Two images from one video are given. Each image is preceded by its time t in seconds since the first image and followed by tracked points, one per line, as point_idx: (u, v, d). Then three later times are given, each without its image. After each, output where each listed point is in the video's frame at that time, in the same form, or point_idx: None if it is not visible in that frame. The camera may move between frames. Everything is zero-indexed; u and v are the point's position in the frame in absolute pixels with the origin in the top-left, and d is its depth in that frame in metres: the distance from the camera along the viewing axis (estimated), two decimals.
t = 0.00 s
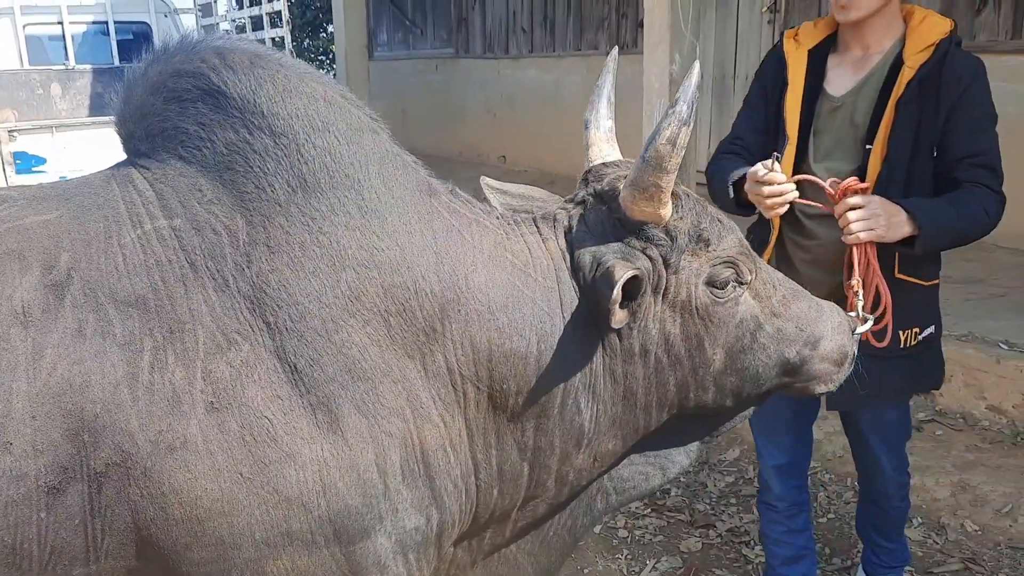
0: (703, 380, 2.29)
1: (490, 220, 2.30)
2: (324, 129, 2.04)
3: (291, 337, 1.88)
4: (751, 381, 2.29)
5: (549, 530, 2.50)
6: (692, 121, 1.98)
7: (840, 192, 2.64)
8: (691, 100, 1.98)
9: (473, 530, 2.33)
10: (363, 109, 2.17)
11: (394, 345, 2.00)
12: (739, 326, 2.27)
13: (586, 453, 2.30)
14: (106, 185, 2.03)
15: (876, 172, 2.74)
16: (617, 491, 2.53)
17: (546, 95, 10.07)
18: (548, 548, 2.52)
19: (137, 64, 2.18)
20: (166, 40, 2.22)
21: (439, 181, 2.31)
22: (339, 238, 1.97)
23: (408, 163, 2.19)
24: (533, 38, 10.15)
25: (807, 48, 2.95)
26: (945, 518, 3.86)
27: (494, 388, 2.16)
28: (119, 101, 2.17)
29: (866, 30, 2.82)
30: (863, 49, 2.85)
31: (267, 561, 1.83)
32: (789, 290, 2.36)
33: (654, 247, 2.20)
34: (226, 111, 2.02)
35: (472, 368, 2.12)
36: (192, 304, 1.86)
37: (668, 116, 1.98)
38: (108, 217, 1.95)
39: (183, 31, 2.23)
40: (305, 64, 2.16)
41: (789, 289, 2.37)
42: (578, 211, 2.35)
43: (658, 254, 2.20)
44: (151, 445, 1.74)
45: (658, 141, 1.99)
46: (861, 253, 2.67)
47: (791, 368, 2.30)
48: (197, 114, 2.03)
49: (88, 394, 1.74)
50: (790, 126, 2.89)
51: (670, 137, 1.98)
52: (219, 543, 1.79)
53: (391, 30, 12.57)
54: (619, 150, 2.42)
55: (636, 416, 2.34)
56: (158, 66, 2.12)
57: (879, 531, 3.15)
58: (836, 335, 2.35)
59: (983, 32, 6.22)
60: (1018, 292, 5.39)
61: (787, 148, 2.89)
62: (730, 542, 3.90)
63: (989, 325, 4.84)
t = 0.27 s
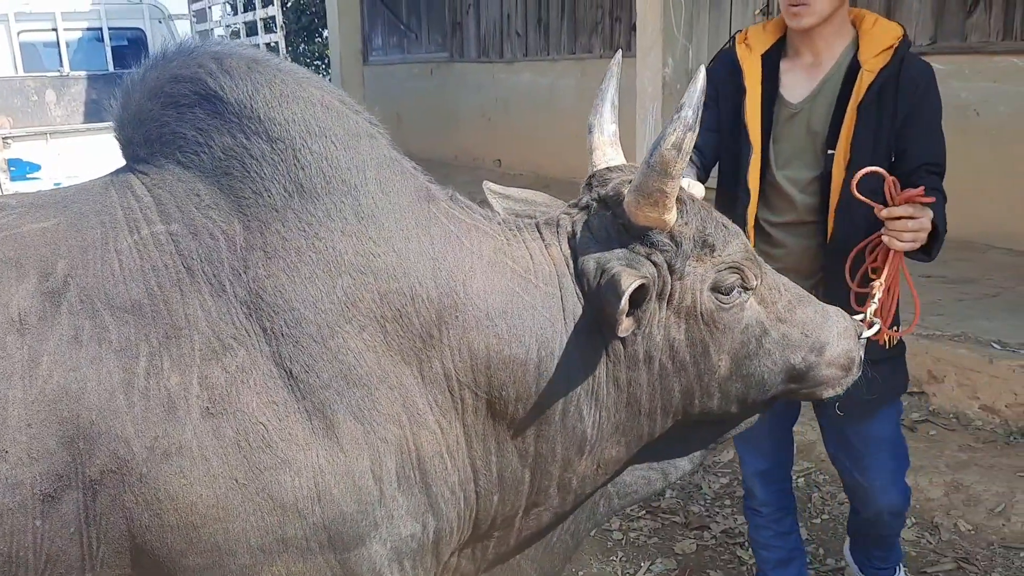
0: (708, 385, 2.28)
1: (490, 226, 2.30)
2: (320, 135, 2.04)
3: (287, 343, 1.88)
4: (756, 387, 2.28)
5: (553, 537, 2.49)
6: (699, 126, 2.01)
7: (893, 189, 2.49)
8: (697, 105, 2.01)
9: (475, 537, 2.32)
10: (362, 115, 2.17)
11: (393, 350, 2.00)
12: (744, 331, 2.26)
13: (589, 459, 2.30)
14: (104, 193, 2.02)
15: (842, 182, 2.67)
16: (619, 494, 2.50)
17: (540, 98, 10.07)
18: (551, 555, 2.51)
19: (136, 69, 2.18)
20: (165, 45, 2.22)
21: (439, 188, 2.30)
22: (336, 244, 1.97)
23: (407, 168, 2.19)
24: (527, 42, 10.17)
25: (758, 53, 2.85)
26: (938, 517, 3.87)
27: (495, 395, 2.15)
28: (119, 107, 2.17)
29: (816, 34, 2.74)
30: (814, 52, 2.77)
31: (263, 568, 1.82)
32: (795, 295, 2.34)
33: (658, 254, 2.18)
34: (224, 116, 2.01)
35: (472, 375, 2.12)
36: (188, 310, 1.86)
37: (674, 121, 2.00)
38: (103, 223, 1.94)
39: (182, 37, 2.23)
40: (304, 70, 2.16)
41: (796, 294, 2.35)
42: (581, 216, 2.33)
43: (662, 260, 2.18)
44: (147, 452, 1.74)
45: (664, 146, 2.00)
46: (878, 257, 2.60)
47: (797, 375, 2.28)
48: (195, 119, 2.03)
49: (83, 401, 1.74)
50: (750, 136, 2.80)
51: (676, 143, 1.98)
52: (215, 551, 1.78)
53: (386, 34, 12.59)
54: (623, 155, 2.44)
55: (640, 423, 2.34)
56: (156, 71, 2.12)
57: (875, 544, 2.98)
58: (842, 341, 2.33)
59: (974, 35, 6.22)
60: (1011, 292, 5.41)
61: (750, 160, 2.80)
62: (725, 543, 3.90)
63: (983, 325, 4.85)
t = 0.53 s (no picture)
0: (710, 382, 2.28)
1: (485, 228, 2.28)
2: (311, 136, 2.02)
3: (279, 347, 1.86)
4: (760, 383, 2.27)
5: (558, 540, 2.47)
6: (683, 116, 2.00)
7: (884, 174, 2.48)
8: (682, 95, 2.00)
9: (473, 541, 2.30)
10: (355, 117, 2.16)
11: (387, 353, 1.98)
12: (746, 326, 2.25)
13: (588, 460, 2.29)
14: (95, 199, 2.00)
15: (825, 183, 2.64)
16: (625, 498, 2.49)
17: (531, 100, 10.07)
18: (553, 559, 2.50)
19: (127, 73, 2.16)
20: (157, 48, 2.21)
21: (432, 190, 2.29)
22: (328, 247, 1.96)
23: (399, 171, 2.17)
24: (517, 44, 10.17)
25: (727, 56, 2.78)
26: (928, 517, 3.88)
27: (490, 396, 2.14)
28: (109, 111, 2.15)
29: (783, 36, 2.70)
30: (782, 54, 2.73)
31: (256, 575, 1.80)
32: (796, 288, 2.33)
33: (654, 249, 2.19)
34: (214, 118, 2.00)
35: (466, 377, 2.10)
36: (179, 314, 1.84)
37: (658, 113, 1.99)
38: (91, 229, 1.92)
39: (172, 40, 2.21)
40: (296, 72, 2.15)
41: (797, 287, 2.34)
42: (574, 218, 2.33)
43: (658, 254, 2.19)
44: (137, 459, 1.72)
45: (650, 138, 1.99)
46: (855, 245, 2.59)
47: (802, 367, 2.28)
48: (186, 122, 2.01)
49: (72, 410, 1.72)
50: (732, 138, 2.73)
51: (661, 133, 1.98)
52: (207, 558, 1.77)
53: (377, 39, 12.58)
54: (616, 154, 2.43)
55: (639, 422, 2.33)
56: (147, 74, 2.11)
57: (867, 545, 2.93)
58: (847, 332, 2.32)
59: (961, 34, 6.21)
60: (1000, 290, 5.43)
61: (734, 162, 2.72)
62: (715, 543, 3.91)
63: (973, 323, 4.87)
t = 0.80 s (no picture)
0: (713, 382, 2.28)
1: (482, 236, 2.28)
2: (306, 144, 2.02)
3: (274, 356, 1.85)
4: (764, 378, 2.28)
5: (560, 542, 2.46)
6: (675, 120, 1.98)
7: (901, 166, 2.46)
8: (672, 98, 1.98)
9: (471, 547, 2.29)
10: (351, 125, 2.15)
11: (383, 360, 1.97)
12: (747, 323, 2.25)
13: (590, 464, 2.28)
14: (87, 208, 1.99)
15: (824, 188, 2.64)
16: (627, 497, 2.50)
17: (521, 104, 10.08)
18: (554, 562, 2.49)
19: (120, 81, 2.15)
20: (150, 56, 2.20)
21: (429, 199, 2.28)
22: (323, 255, 1.95)
23: (395, 178, 2.17)
24: (507, 48, 10.17)
25: (716, 62, 2.78)
26: (919, 517, 3.89)
27: (489, 403, 2.12)
28: (103, 119, 2.14)
29: (772, 40, 2.71)
30: (771, 58, 2.74)
31: None
32: (794, 282, 2.33)
33: (653, 253, 2.18)
34: (209, 126, 1.99)
35: (465, 384, 2.09)
36: (174, 324, 1.83)
37: (650, 118, 1.98)
38: (83, 238, 1.91)
39: (166, 48, 2.20)
40: (292, 80, 2.14)
41: (795, 280, 2.34)
42: (571, 226, 2.32)
43: (656, 258, 2.18)
44: (130, 469, 1.71)
45: (644, 142, 1.99)
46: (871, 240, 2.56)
47: (804, 361, 2.29)
48: (179, 130, 2.00)
49: (63, 422, 1.70)
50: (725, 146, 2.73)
51: (655, 138, 1.98)
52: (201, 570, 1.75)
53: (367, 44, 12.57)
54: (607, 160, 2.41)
55: (641, 425, 2.33)
56: (141, 82, 2.10)
57: (858, 550, 2.91)
58: (845, 323, 2.32)
59: (949, 36, 6.25)
60: (991, 291, 5.46)
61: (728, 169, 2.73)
62: (708, 546, 3.91)
63: (964, 324, 4.88)
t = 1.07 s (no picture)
0: (711, 381, 2.27)
1: (477, 241, 2.27)
2: (301, 149, 2.01)
3: (271, 362, 1.84)
4: (761, 376, 2.28)
5: (559, 545, 2.46)
6: (666, 123, 1.98)
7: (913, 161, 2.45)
8: (662, 103, 1.98)
9: (468, 550, 2.29)
10: (346, 129, 2.14)
11: (380, 365, 1.96)
12: (744, 321, 2.25)
13: (588, 466, 2.28)
14: (80, 215, 1.98)
15: (819, 190, 2.64)
16: (625, 497, 2.48)
17: (512, 108, 10.08)
18: (553, 564, 2.49)
19: (113, 87, 2.14)
20: (142, 62, 2.19)
21: (424, 203, 2.27)
22: (319, 261, 1.94)
23: (391, 183, 2.16)
24: (497, 52, 10.17)
25: (710, 65, 2.77)
26: (914, 518, 3.90)
27: (488, 408, 2.11)
28: (96, 125, 2.13)
29: (765, 42, 2.71)
30: (764, 61, 2.74)
31: None
32: (789, 278, 2.34)
33: (648, 255, 2.18)
34: (203, 131, 1.98)
35: (463, 389, 2.08)
36: (169, 331, 1.82)
37: (641, 122, 1.98)
38: (76, 245, 1.90)
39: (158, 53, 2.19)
40: (286, 85, 2.13)
41: (789, 277, 2.34)
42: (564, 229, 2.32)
43: (651, 260, 2.18)
44: (126, 478, 1.69)
45: (636, 146, 1.99)
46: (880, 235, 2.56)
47: (801, 357, 2.29)
48: (174, 135, 1.99)
49: (57, 431, 1.69)
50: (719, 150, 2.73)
51: (647, 143, 1.97)
52: None
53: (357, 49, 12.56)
54: (599, 163, 2.42)
55: (638, 426, 2.33)
56: (133, 88, 2.09)
57: (853, 553, 2.91)
58: (841, 318, 2.34)
59: (938, 38, 6.27)
60: (982, 291, 5.48)
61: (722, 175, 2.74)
62: (702, 548, 3.90)
63: (955, 325, 4.90)
